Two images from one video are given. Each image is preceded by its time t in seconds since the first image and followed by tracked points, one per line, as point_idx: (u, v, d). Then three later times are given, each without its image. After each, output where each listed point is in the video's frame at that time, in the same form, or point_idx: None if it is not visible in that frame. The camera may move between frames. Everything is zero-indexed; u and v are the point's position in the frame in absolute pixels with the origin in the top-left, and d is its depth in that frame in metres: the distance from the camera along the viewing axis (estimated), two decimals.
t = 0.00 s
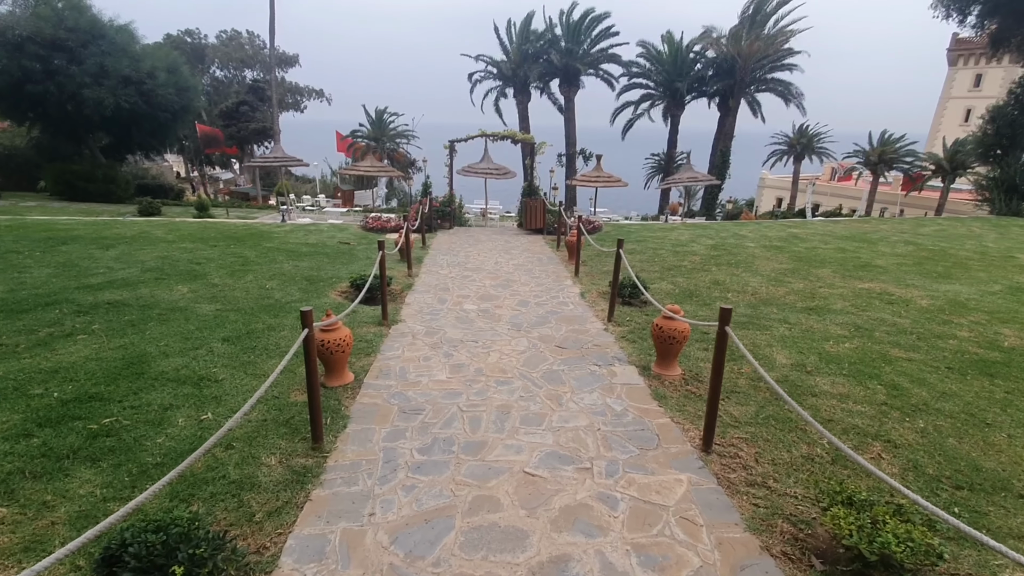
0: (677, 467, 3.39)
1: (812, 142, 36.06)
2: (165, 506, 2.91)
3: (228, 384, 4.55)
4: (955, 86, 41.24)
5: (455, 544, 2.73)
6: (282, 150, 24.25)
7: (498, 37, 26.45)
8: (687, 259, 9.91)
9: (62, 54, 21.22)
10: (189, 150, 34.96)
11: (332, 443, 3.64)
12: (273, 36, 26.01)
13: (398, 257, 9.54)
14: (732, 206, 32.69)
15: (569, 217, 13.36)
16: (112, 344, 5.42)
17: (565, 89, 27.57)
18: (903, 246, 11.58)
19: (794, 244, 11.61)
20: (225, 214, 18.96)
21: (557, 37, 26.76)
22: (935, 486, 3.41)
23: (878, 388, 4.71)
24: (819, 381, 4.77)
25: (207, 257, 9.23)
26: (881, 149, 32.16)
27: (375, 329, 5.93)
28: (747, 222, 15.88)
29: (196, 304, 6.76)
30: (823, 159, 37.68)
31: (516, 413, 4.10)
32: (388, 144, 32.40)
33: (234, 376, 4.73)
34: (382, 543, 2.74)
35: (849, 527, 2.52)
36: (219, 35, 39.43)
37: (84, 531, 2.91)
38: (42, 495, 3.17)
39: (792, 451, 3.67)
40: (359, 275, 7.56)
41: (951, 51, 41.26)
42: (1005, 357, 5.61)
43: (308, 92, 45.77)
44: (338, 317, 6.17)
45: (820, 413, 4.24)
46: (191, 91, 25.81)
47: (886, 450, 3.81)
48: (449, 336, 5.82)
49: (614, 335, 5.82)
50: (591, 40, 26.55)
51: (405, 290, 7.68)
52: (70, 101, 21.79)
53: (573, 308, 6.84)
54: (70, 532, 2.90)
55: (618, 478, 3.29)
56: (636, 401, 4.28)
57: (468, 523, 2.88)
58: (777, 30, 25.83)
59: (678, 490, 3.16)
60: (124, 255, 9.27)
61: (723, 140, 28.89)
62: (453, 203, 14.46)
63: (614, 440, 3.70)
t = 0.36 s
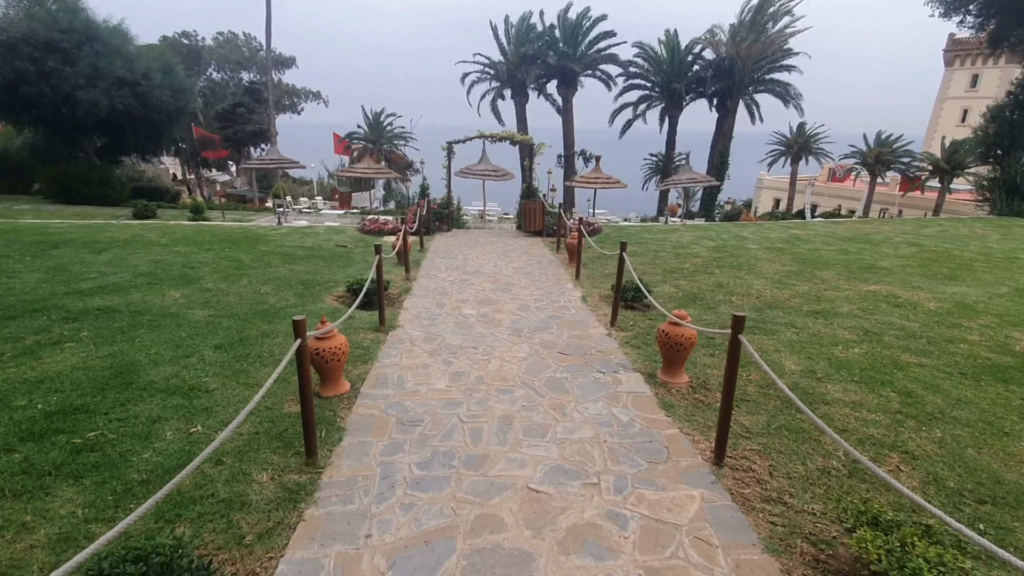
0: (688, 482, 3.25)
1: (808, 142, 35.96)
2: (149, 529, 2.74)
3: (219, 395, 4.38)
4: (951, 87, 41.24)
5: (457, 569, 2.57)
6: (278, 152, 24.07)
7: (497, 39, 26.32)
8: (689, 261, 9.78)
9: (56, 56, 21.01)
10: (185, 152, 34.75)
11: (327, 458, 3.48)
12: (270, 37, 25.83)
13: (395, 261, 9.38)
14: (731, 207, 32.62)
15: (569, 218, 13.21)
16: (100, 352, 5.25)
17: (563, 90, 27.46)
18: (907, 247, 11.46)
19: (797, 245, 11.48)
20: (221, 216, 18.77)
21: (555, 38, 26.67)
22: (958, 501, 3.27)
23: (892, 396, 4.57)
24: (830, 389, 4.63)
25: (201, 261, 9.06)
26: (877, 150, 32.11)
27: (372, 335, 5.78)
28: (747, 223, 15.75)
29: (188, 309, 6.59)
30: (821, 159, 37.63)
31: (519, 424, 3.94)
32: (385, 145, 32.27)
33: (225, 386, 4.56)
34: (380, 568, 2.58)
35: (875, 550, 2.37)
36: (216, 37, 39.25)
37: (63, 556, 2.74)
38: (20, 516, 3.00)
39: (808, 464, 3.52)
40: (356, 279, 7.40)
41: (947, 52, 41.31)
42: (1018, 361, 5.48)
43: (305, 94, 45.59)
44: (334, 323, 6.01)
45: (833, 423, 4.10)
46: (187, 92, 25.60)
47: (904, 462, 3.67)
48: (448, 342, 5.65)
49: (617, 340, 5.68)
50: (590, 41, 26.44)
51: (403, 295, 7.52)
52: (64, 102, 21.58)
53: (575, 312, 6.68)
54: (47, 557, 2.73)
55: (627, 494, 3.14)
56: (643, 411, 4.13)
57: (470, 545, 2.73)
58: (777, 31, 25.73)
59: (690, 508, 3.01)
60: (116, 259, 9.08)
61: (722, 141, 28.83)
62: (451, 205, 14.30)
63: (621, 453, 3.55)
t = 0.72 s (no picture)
0: (702, 493, 3.09)
1: (808, 141, 35.85)
2: (130, 552, 2.56)
3: (210, 402, 4.22)
4: (949, 85, 41.11)
5: None
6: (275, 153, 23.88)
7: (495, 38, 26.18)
8: (692, 261, 9.61)
9: (50, 57, 20.81)
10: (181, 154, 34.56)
11: (322, 469, 3.31)
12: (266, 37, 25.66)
13: (393, 262, 9.20)
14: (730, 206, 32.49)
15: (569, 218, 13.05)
16: (87, 358, 5.07)
17: (562, 89, 27.31)
18: (911, 245, 11.31)
19: (800, 244, 11.32)
20: (217, 217, 18.57)
21: (553, 37, 26.55)
22: (985, 511, 3.12)
23: (908, 399, 4.41)
24: (844, 393, 4.48)
25: (195, 263, 8.87)
26: (876, 148, 32.05)
27: (370, 338, 5.61)
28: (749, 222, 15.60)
29: (180, 313, 6.42)
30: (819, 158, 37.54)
31: (521, 431, 3.78)
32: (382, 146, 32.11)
33: (217, 393, 4.39)
34: None
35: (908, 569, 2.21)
36: (212, 38, 39.05)
37: None
38: None
39: (827, 474, 3.36)
40: (353, 281, 7.23)
41: (945, 50, 41.22)
42: None
43: (302, 95, 45.40)
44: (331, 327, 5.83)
45: (850, 428, 3.95)
46: (182, 93, 25.40)
47: (925, 470, 3.51)
48: (448, 345, 5.48)
49: (622, 343, 5.52)
50: (588, 39, 26.31)
51: (401, 296, 7.35)
52: (59, 104, 21.38)
53: (578, 313, 6.53)
54: None
55: (639, 507, 2.97)
56: (651, 416, 3.97)
57: (473, 565, 2.56)
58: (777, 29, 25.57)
59: (706, 523, 2.85)
60: (108, 261, 8.90)
61: (721, 140, 28.72)
62: (449, 204, 14.13)
63: (630, 462, 3.39)
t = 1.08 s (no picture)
0: (713, 498, 2.88)
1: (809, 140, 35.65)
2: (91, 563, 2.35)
3: (191, 399, 4.00)
4: (949, 84, 40.87)
5: None
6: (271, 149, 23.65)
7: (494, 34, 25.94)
8: (696, 257, 9.39)
9: (43, 51, 20.59)
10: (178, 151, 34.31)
11: (305, 472, 3.10)
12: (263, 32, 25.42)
13: (390, 257, 8.98)
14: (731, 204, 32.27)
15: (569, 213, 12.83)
16: (66, 354, 4.85)
17: (562, 86, 27.07)
18: (918, 242, 11.10)
19: (805, 240, 11.11)
20: (213, 214, 18.34)
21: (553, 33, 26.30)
22: (1017, 516, 2.90)
23: (925, 398, 4.20)
24: (858, 391, 4.27)
25: (186, 258, 8.65)
26: (877, 148, 31.91)
27: (363, 334, 5.38)
28: (751, 219, 15.37)
29: (167, 308, 6.19)
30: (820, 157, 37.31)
31: (520, 431, 3.56)
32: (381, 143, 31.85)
33: (199, 390, 4.17)
34: None
35: None
36: (211, 35, 38.80)
37: None
38: None
39: (846, 476, 3.15)
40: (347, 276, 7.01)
41: (945, 49, 41.00)
42: None
43: (301, 92, 45.13)
44: (322, 322, 5.60)
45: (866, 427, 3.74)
46: (178, 89, 25.16)
47: (948, 472, 3.30)
48: (444, 342, 5.26)
49: (625, 339, 5.30)
50: (588, 35, 26.06)
51: (397, 291, 7.13)
52: (52, 99, 21.15)
53: (579, 309, 6.31)
54: None
55: (646, 513, 2.76)
56: (657, 415, 3.76)
57: None
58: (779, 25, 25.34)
59: (719, 531, 2.63)
60: (96, 256, 8.67)
61: (723, 137, 28.51)
62: (448, 200, 13.91)
63: (636, 463, 3.18)
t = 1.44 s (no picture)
0: (722, 517, 2.69)
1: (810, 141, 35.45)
2: None
3: (172, 406, 3.80)
4: (951, 87, 40.70)
5: None
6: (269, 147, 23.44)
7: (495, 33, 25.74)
8: (699, 258, 9.19)
9: (40, 46, 20.40)
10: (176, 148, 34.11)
11: (287, 487, 2.90)
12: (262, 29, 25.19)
13: (386, 257, 8.79)
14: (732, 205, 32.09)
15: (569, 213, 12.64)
16: (44, 356, 4.65)
17: (563, 85, 26.86)
18: (924, 244, 10.91)
19: (809, 242, 10.91)
20: (210, 212, 18.13)
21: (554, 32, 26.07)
22: None
23: (942, 408, 4.01)
24: (871, 402, 4.08)
25: (178, 256, 8.46)
26: (878, 151, 31.96)
27: (355, 337, 5.19)
28: (753, 220, 15.21)
29: (154, 308, 6.00)
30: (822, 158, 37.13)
31: (517, 442, 3.37)
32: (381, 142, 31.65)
33: (181, 396, 3.98)
34: None
35: None
36: (210, 32, 38.55)
37: None
38: None
39: (863, 494, 2.95)
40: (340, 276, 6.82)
41: (947, 51, 40.85)
42: None
43: (301, 91, 44.90)
44: (312, 324, 5.41)
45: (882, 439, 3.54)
46: (176, 85, 24.96)
47: (971, 489, 3.10)
48: (439, 345, 5.06)
49: (627, 343, 5.11)
50: (590, 34, 25.83)
51: (392, 292, 6.94)
52: (49, 94, 20.95)
53: (579, 312, 6.12)
54: None
55: (651, 535, 2.56)
56: (662, 426, 3.56)
57: None
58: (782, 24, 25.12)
59: (730, 556, 2.44)
60: (85, 254, 8.48)
61: (724, 138, 28.35)
62: (447, 199, 13.71)
63: (640, 479, 2.98)
